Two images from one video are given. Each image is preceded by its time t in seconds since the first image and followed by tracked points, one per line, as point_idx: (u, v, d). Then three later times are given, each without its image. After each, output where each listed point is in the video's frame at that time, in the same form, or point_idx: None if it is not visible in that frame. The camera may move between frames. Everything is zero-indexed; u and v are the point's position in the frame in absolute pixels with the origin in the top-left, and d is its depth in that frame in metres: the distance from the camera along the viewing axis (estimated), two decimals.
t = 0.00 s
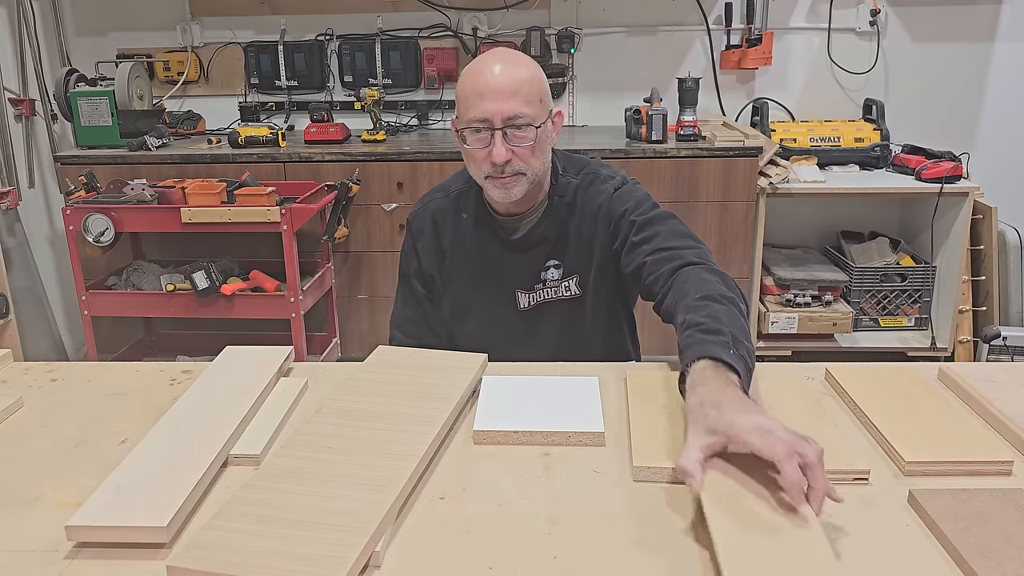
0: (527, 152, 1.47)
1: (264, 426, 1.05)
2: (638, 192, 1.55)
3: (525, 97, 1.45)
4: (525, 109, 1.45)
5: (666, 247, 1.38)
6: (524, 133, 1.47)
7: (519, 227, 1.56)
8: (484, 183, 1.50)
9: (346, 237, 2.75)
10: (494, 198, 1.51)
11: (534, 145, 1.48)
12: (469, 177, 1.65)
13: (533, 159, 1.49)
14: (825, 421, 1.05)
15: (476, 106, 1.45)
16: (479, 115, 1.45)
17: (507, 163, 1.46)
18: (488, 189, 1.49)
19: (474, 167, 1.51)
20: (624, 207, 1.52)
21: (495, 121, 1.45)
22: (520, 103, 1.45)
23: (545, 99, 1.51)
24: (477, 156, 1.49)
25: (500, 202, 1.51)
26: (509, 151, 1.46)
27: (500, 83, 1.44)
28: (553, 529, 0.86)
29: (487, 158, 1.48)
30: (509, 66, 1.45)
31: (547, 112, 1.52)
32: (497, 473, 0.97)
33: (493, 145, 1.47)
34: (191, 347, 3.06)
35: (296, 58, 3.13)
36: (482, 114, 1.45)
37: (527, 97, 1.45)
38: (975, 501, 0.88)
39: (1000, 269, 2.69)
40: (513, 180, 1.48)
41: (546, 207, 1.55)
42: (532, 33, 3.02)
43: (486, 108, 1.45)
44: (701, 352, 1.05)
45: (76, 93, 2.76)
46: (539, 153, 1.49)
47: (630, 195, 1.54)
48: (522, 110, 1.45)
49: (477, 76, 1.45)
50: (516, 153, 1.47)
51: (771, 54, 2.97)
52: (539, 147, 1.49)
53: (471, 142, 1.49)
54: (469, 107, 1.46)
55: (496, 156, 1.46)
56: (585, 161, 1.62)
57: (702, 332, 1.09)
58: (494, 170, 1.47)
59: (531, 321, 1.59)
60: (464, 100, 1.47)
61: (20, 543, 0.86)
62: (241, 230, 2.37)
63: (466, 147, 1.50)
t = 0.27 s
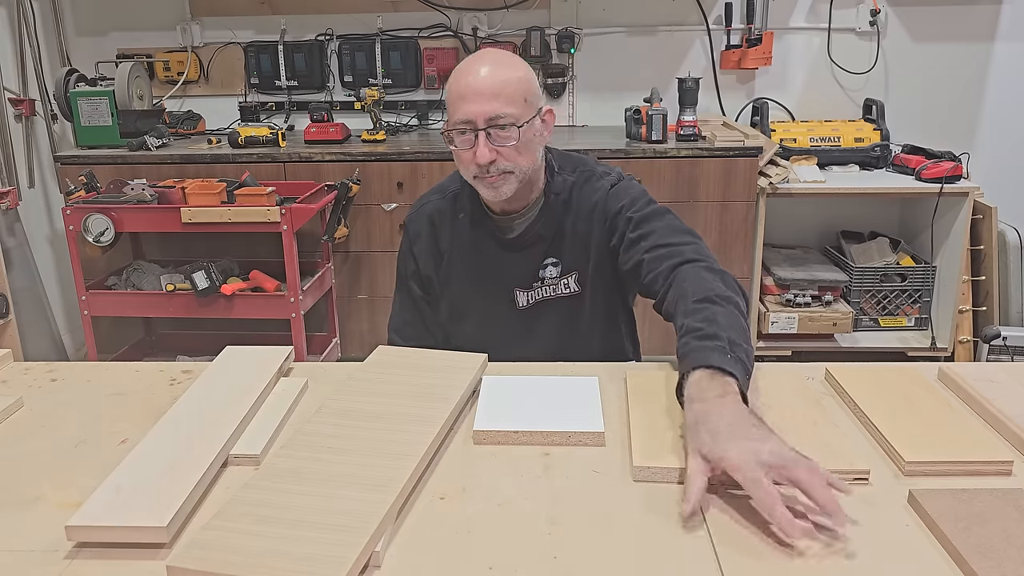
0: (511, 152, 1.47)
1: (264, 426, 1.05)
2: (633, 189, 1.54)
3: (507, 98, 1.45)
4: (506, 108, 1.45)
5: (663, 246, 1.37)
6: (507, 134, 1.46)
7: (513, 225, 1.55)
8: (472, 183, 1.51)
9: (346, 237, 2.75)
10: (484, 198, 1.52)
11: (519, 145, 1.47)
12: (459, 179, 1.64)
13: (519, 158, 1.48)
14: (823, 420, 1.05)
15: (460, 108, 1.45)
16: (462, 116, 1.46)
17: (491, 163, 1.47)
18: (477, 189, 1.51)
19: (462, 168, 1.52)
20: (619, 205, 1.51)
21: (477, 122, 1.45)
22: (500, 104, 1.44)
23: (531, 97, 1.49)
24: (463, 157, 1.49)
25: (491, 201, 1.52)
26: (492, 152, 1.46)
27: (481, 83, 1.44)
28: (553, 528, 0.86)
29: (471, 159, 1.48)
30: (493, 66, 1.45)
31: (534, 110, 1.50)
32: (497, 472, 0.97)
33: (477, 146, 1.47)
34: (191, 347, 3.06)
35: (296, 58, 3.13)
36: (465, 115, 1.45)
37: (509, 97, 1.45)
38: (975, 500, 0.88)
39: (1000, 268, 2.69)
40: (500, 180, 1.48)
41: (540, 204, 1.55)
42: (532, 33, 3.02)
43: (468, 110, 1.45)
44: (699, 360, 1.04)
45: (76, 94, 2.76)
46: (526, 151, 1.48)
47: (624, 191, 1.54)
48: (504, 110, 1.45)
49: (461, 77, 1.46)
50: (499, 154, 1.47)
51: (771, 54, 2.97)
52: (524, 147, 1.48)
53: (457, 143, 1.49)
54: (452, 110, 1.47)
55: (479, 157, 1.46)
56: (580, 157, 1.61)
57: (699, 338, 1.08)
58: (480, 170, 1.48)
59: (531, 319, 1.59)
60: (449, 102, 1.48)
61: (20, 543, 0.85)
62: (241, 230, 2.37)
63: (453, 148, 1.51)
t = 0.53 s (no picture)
0: (556, 122, 1.55)
1: (263, 426, 1.05)
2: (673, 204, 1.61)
3: (557, 70, 1.54)
4: (557, 80, 1.54)
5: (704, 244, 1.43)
6: (554, 104, 1.55)
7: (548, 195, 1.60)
8: (517, 150, 1.59)
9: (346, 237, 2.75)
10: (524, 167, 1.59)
11: (564, 117, 1.55)
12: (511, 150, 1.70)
13: (564, 130, 1.55)
14: (823, 420, 1.05)
15: (512, 76, 1.56)
16: (513, 84, 1.55)
17: (536, 129, 1.55)
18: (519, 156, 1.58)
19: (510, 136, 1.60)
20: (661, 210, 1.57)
21: (525, 91, 1.55)
22: (550, 74, 1.53)
23: (581, 76, 1.58)
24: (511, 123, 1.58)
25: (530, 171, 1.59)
26: (537, 119, 1.55)
27: (534, 54, 1.53)
28: (553, 529, 0.86)
29: (519, 125, 1.56)
30: (543, 41, 1.54)
31: (584, 89, 1.58)
32: (497, 471, 0.97)
33: (524, 112, 1.56)
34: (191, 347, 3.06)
35: (296, 58, 3.13)
36: (515, 83, 1.55)
37: (559, 70, 1.54)
38: (975, 500, 0.88)
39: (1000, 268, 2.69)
40: (543, 151, 1.56)
41: (583, 185, 1.60)
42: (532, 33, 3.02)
43: (519, 78, 1.54)
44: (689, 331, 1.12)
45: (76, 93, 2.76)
46: (569, 125, 1.56)
47: (666, 208, 1.60)
48: (552, 80, 1.53)
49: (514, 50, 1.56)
50: (545, 122, 1.55)
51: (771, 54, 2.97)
52: (570, 120, 1.56)
53: (507, 110, 1.59)
54: (506, 78, 1.57)
55: (525, 122, 1.55)
56: (623, 159, 1.68)
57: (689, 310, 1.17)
58: (525, 136, 1.56)
59: (549, 298, 1.61)
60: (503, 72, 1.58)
61: (19, 543, 0.85)
62: (241, 230, 2.37)
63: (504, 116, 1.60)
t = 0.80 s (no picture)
0: (579, 116, 1.57)
1: (263, 426, 1.06)
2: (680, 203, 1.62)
3: (586, 66, 1.57)
4: (585, 74, 1.57)
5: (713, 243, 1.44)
6: (580, 98, 1.57)
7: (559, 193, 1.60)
8: (534, 138, 1.58)
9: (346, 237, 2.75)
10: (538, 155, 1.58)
11: (588, 112, 1.57)
12: (516, 149, 1.70)
13: (585, 125, 1.57)
14: (823, 420, 1.06)
15: (541, 65, 1.58)
16: (542, 73, 1.57)
17: (560, 119, 1.55)
18: (536, 144, 1.57)
19: (528, 126, 1.60)
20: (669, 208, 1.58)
21: (554, 81, 1.57)
22: (580, 68, 1.56)
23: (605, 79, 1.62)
24: (532, 112, 1.58)
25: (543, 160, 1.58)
26: (563, 109, 1.56)
27: (566, 46, 1.56)
28: (553, 529, 0.86)
29: (543, 114, 1.57)
30: (576, 38, 1.59)
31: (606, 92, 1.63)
32: (497, 471, 0.97)
33: (550, 101, 1.57)
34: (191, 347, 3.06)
35: (296, 58, 3.13)
36: (545, 72, 1.57)
37: (588, 66, 1.57)
38: (975, 500, 0.88)
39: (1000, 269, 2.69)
40: (563, 141, 1.56)
41: (591, 184, 1.60)
42: (532, 34, 3.02)
43: (549, 68, 1.57)
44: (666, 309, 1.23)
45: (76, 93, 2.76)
46: (590, 121, 1.58)
47: (675, 205, 1.60)
48: (581, 74, 1.57)
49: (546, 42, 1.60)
50: (569, 114, 1.56)
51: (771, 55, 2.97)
52: (591, 117, 1.58)
53: (529, 98, 1.60)
54: (534, 68, 1.59)
55: (551, 111, 1.56)
56: (628, 159, 1.68)
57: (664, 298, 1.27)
58: (547, 125, 1.56)
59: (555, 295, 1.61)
60: (530, 63, 1.60)
61: (20, 543, 0.86)
62: (241, 230, 2.37)
63: (525, 105, 1.60)
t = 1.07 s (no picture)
0: (590, 112, 1.55)
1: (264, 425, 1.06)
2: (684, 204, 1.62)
3: (598, 64, 1.58)
4: (597, 73, 1.57)
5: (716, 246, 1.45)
6: (592, 95, 1.57)
7: (567, 195, 1.60)
8: (544, 132, 1.55)
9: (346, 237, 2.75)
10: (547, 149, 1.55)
11: (598, 110, 1.56)
12: (519, 148, 1.70)
13: (595, 122, 1.56)
14: (823, 420, 1.06)
15: (553, 62, 1.58)
16: (554, 69, 1.57)
17: (571, 113, 1.54)
18: (545, 138, 1.55)
19: (537, 120, 1.58)
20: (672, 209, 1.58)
21: (567, 76, 1.57)
22: (592, 66, 1.57)
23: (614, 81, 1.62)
24: (543, 106, 1.57)
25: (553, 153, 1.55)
26: (575, 103, 1.55)
27: (580, 45, 1.57)
28: (553, 529, 0.86)
29: (553, 108, 1.56)
30: (588, 37, 1.60)
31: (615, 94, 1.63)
32: (497, 471, 0.98)
33: (562, 96, 1.56)
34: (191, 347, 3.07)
35: (297, 59, 3.13)
36: (557, 68, 1.57)
37: (601, 65, 1.58)
38: (973, 500, 0.88)
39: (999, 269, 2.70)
40: (572, 136, 1.54)
41: (595, 186, 1.60)
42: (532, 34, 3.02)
43: (561, 64, 1.57)
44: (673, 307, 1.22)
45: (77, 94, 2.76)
46: (600, 119, 1.56)
47: (678, 204, 1.61)
48: (593, 72, 1.57)
49: (558, 40, 1.60)
50: (581, 109, 1.55)
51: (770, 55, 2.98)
52: (602, 115, 1.57)
53: (541, 94, 1.58)
54: (546, 64, 1.59)
55: (563, 105, 1.54)
56: (632, 159, 1.68)
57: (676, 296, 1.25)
58: (558, 120, 1.55)
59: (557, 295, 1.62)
60: (541, 60, 1.60)
61: (22, 543, 0.86)
62: (242, 230, 2.38)
63: (535, 101, 1.59)
